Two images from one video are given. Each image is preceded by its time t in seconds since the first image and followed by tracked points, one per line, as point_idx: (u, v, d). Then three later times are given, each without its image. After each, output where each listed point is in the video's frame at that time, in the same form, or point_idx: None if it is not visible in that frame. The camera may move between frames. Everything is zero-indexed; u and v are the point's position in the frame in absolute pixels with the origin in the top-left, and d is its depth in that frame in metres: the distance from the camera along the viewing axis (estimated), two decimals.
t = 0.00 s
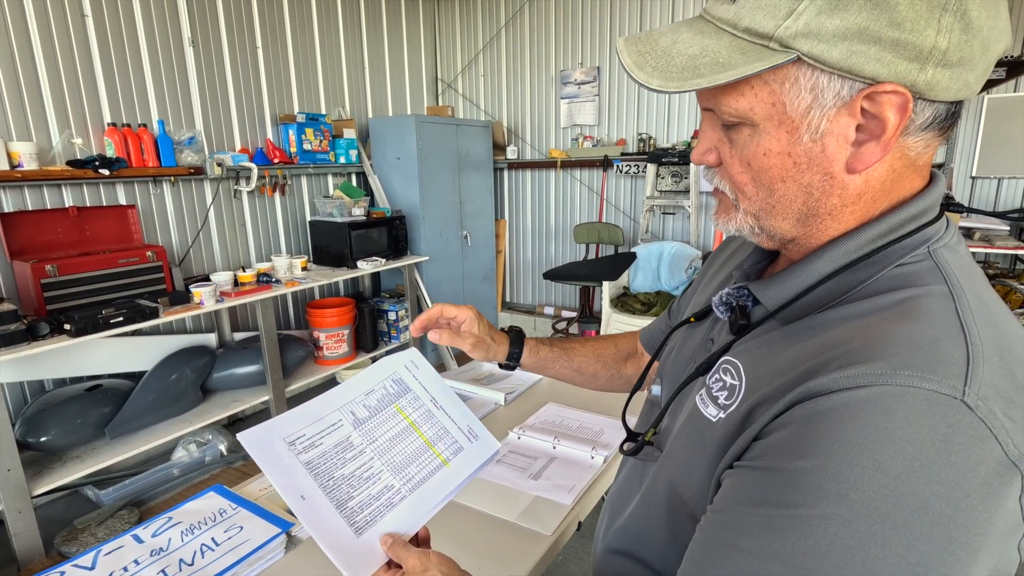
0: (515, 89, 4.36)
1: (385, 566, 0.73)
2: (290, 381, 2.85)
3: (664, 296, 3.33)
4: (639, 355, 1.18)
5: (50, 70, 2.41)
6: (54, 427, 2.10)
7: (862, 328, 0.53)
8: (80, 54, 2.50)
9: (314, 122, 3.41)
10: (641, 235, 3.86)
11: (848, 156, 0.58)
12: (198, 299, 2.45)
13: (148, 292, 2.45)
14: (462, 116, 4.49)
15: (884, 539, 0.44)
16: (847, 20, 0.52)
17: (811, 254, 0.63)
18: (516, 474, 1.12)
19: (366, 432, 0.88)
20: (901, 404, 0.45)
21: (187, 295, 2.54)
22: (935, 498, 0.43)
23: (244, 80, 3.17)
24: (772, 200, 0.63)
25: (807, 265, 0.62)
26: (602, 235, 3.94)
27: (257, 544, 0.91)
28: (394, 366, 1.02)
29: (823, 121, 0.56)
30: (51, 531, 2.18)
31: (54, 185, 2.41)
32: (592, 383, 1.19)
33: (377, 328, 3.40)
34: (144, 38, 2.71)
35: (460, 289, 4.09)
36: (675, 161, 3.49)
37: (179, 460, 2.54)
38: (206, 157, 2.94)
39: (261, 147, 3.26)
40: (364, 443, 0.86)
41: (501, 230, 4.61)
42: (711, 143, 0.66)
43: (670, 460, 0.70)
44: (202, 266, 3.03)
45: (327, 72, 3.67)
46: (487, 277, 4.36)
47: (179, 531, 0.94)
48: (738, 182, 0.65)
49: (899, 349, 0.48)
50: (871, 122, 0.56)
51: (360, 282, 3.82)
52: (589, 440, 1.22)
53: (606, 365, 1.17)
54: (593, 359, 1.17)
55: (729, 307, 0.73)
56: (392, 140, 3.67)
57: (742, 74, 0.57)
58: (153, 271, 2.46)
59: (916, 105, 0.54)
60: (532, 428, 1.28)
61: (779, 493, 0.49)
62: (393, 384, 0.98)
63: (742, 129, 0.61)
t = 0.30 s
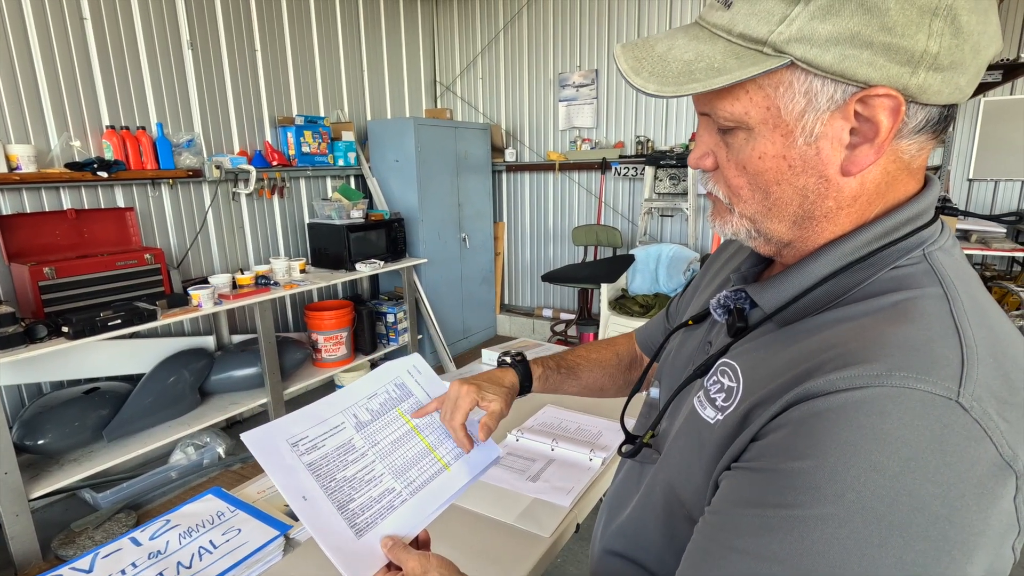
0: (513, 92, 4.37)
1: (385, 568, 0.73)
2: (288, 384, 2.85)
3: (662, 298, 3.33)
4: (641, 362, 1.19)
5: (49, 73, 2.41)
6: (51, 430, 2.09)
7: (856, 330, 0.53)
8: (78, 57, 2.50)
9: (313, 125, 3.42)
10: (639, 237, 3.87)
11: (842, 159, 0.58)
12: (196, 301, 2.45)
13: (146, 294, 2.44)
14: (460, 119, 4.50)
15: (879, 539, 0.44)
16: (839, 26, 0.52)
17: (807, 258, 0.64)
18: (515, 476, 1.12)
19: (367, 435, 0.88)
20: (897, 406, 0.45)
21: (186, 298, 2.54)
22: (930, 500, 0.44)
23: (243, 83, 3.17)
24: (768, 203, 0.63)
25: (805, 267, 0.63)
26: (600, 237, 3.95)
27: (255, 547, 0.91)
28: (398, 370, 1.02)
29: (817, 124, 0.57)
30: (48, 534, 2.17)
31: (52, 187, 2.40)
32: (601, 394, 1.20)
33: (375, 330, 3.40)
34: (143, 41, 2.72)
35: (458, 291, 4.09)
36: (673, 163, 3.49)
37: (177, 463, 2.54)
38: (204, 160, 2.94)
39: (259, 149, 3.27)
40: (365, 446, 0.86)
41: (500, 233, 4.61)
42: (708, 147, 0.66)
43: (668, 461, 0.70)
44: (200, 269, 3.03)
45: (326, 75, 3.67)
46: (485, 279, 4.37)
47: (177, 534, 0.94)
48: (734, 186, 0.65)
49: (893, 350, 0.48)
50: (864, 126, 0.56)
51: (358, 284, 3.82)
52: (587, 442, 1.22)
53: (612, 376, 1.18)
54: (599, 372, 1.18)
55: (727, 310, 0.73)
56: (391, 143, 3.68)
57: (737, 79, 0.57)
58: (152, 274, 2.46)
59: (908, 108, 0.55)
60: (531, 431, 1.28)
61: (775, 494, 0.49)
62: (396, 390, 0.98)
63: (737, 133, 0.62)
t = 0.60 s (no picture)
0: (512, 94, 4.38)
1: (385, 571, 0.74)
2: (287, 386, 2.84)
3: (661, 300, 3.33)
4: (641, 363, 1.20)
5: (47, 75, 2.41)
6: (50, 432, 2.09)
7: (853, 331, 0.54)
8: (77, 59, 2.51)
9: (312, 128, 3.42)
10: (637, 239, 3.87)
11: (838, 161, 0.59)
12: (195, 304, 2.45)
13: (144, 296, 2.44)
14: (459, 121, 4.51)
15: (878, 538, 0.44)
16: (836, 29, 0.53)
17: (803, 258, 0.64)
18: (513, 478, 1.12)
19: (366, 437, 0.89)
20: (896, 406, 0.45)
21: (185, 300, 2.54)
22: (928, 499, 0.44)
23: (242, 85, 3.18)
24: (765, 204, 0.63)
25: (801, 268, 0.63)
26: (599, 240, 3.95)
27: (254, 549, 0.91)
28: (396, 373, 1.02)
29: (814, 127, 0.57)
30: (45, 537, 2.16)
31: (51, 190, 2.40)
32: (602, 394, 1.20)
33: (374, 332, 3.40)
34: (141, 42, 2.72)
35: (457, 293, 4.09)
36: (671, 166, 3.50)
37: (175, 465, 2.53)
38: (203, 162, 2.94)
39: (258, 152, 3.27)
40: (364, 448, 0.86)
41: (498, 235, 4.62)
42: (705, 148, 0.67)
43: (667, 462, 0.70)
44: (199, 271, 3.03)
45: (325, 77, 3.68)
46: (484, 281, 4.37)
47: (176, 536, 0.94)
48: (731, 187, 0.65)
49: (889, 350, 0.49)
50: (860, 129, 0.56)
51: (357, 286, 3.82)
52: (586, 444, 1.22)
53: (612, 376, 1.19)
54: (600, 373, 1.18)
55: (725, 312, 0.73)
56: (389, 145, 3.68)
57: (735, 81, 0.58)
58: (150, 276, 2.46)
59: (903, 112, 0.55)
60: (530, 433, 1.28)
61: (775, 494, 0.49)
62: (394, 392, 0.98)
63: (734, 134, 0.62)
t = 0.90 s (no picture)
0: (510, 96, 4.39)
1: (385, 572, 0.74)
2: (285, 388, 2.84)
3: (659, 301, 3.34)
4: (636, 362, 1.19)
5: (45, 76, 2.41)
6: (47, 434, 2.08)
7: (846, 330, 0.54)
8: (76, 61, 2.51)
9: (310, 129, 3.42)
10: (636, 241, 3.88)
11: (832, 163, 0.59)
12: (193, 305, 2.45)
13: (142, 298, 2.44)
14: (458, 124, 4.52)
15: (870, 535, 0.44)
16: (829, 33, 0.53)
17: (798, 259, 0.64)
18: (511, 479, 1.12)
19: (367, 441, 0.89)
20: (887, 404, 0.46)
21: (182, 302, 2.54)
22: (920, 495, 0.44)
23: (240, 87, 3.18)
24: (760, 205, 0.64)
25: (796, 269, 0.63)
26: (597, 241, 3.96)
27: (252, 550, 0.91)
28: (397, 376, 1.02)
29: (808, 129, 0.58)
30: (43, 539, 2.16)
31: (49, 191, 2.40)
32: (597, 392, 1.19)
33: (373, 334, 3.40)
34: (139, 44, 2.72)
35: (455, 295, 4.09)
36: (670, 168, 3.51)
37: (173, 467, 2.52)
38: (201, 164, 2.94)
39: (256, 153, 3.27)
40: (364, 452, 0.86)
41: (497, 237, 4.63)
42: (701, 150, 0.67)
43: (665, 462, 0.70)
44: (197, 273, 3.02)
45: (324, 79, 3.68)
46: (482, 283, 4.38)
47: (173, 538, 0.94)
48: (727, 188, 0.66)
49: (881, 348, 0.49)
50: (853, 131, 0.57)
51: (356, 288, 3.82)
52: (584, 446, 1.22)
53: (607, 374, 1.19)
54: (594, 371, 1.18)
55: (721, 313, 0.73)
56: (388, 147, 3.68)
57: (730, 83, 0.58)
58: (148, 278, 2.46)
59: (896, 115, 0.55)
60: (528, 434, 1.28)
61: (771, 492, 0.49)
62: (395, 396, 0.99)
63: (730, 136, 0.62)
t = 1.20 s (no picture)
0: (509, 98, 4.39)
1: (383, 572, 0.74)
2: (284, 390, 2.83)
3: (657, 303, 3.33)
4: (638, 360, 1.20)
5: (44, 78, 2.41)
6: (45, 437, 2.07)
7: (846, 334, 0.54)
8: (75, 64, 2.51)
9: (309, 131, 3.42)
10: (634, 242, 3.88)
11: (833, 167, 0.59)
12: (191, 307, 2.45)
13: (141, 300, 2.44)
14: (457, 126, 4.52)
15: (869, 537, 0.44)
16: (831, 39, 0.53)
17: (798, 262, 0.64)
18: (510, 481, 1.12)
19: (366, 440, 0.89)
20: (886, 408, 0.46)
21: (181, 304, 2.54)
22: (919, 498, 0.44)
23: (239, 89, 3.18)
24: (760, 209, 0.64)
25: (796, 271, 0.63)
26: (595, 243, 3.95)
27: (251, 553, 0.91)
28: (396, 376, 1.02)
29: (809, 134, 0.58)
30: (40, 542, 2.15)
31: (47, 193, 2.40)
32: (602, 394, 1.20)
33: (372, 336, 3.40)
34: (138, 46, 2.72)
35: (454, 297, 4.10)
36: (668, 170, 3.51)
37: (171, 470, 2.52)
38: (200, 166, 2.94)
39: (255, 155, 3.27)
40: (363, 451, 0.86)
41: (496, 238, 4.63)
42: (701, 153, 0.67)
43: (665, 464, 0.70)
44: (195, 274, 3.02)
45: (323, 81, 3.68)
46: (481, 284, 4.38)
47: (172, 540, 0.94)
48: (728, 192, 0.66)
49: (881, 351, 0.49)
50: (854, 136, 0.57)
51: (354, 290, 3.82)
52: (583, 447, 1.22)
53: (610, 375, 1.19)
54: (597, 373, 1.19)
55: (721, 315, 0.74)
56: (387, 149, 3.68)
57: (731, 88, 0.58)
58: (146, 280, 2.45)
59: (897, 120, 0.56)
60: (527, 436, 1.28)
61: (770, 495, 0.50)
62: (394, 395, 0.99)
63: (731, 140, 0.62)
